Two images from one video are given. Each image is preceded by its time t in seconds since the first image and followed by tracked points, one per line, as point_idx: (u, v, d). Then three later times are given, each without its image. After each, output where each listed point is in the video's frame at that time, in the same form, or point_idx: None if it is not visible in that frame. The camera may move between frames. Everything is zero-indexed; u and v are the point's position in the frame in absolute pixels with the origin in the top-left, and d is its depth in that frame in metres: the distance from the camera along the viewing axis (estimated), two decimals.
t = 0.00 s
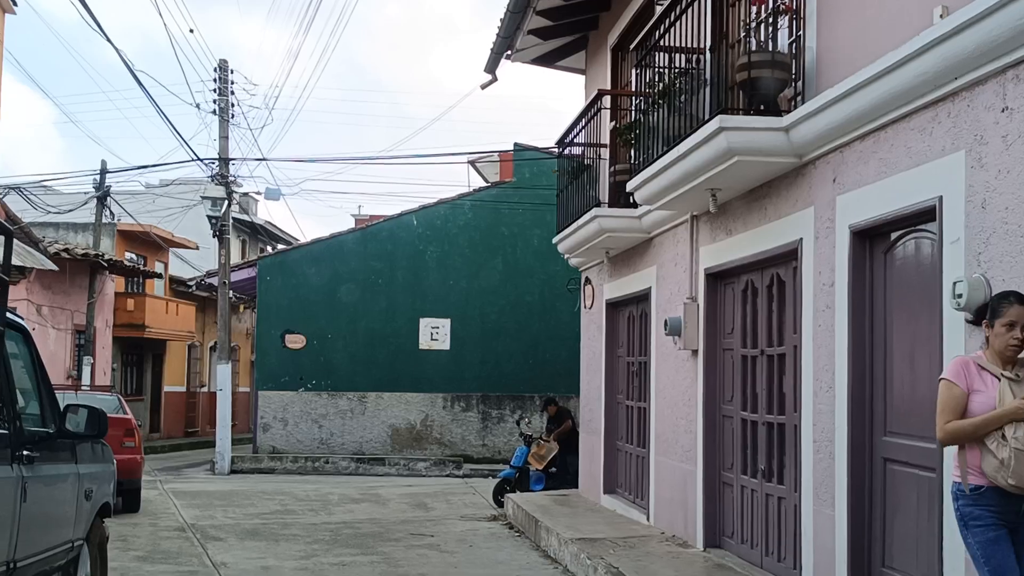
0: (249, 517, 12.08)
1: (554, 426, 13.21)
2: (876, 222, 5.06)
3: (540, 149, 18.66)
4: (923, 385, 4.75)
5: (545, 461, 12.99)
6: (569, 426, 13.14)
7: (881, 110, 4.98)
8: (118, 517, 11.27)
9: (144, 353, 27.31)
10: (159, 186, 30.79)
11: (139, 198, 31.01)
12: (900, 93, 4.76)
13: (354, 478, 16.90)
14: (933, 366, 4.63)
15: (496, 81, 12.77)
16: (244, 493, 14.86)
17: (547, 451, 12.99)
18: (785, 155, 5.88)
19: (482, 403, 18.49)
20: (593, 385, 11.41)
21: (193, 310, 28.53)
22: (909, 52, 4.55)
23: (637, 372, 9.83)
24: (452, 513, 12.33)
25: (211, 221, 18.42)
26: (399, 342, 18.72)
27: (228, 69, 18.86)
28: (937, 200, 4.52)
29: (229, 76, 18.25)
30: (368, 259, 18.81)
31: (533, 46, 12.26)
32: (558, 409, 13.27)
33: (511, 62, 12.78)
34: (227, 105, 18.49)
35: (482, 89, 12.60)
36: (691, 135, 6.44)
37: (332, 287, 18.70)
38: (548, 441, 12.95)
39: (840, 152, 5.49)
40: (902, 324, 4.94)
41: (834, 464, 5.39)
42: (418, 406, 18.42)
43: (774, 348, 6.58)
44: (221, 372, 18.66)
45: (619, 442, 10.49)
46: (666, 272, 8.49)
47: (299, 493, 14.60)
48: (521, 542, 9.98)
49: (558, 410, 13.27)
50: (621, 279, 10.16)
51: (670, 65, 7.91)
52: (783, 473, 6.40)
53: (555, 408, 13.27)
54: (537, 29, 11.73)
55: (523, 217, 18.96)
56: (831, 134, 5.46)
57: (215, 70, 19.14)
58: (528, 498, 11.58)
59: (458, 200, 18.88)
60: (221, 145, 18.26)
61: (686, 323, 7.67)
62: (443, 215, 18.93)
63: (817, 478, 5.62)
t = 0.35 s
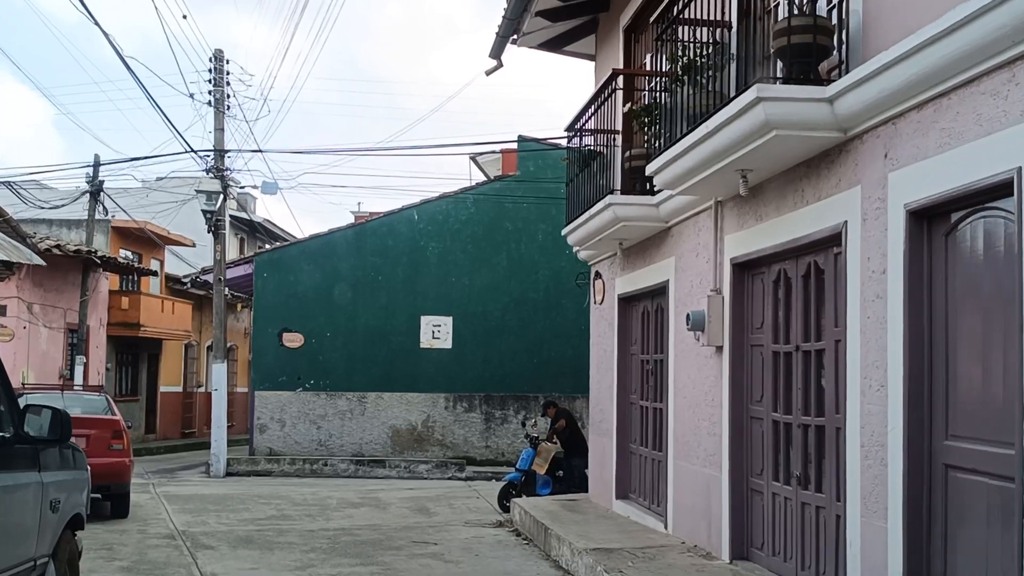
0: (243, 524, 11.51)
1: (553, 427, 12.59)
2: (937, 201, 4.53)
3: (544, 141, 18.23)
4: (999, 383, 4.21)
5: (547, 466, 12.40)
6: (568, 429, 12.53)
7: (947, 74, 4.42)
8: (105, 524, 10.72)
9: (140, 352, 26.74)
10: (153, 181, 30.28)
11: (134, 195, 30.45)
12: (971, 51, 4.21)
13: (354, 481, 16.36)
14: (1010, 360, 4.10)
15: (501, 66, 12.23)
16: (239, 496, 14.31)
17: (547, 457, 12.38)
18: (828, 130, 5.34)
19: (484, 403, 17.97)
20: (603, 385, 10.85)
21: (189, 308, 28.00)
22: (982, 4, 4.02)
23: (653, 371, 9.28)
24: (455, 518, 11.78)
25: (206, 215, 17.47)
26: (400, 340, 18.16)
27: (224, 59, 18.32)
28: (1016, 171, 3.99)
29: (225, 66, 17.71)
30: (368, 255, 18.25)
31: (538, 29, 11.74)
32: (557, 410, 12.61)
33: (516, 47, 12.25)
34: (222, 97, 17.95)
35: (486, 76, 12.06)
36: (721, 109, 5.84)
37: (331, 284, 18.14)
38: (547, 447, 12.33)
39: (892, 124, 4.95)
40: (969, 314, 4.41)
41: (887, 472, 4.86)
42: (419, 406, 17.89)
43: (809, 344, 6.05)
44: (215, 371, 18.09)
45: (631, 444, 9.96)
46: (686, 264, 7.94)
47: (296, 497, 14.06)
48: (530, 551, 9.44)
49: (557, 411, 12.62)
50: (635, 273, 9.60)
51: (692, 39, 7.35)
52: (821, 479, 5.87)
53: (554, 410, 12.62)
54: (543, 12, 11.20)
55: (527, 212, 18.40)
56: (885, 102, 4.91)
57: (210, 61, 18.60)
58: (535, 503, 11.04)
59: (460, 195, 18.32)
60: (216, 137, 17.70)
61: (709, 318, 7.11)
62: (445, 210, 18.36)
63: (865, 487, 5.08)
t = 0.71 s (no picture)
0: (234, 540, 10.93)
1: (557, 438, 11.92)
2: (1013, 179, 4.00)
3: (547, 140, 17.69)
4: None
5: (552, 480, 11.86)
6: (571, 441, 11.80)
7: (1016, 33, 3.92)
8: (87, 541, 10.14)
9: (133, 361, 26.16)
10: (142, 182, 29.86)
11: (129, 201, 29.93)
12: None
13: (351, 494, 15.77)
14: None
15: (504, 58, 11.70)
16: (231, 509, 13.72)
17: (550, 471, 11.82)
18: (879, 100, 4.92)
19: (486, 414, 17.38)
20: (612, 394, 10.26)
21: (184, 316, 27.44)
22: None
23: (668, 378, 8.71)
24: (456, 534, 11.20)
25: (200, 217, 17.07)
26: (399, 347, 17.59)
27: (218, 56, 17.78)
28: None
29: (219, 63, 17.17)
30: (367, 259, 17.68)
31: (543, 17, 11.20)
32: (560, 420, 11.93)
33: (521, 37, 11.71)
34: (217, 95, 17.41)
35: (489, 67, 11.53)
36: (759, 81, 5.41)
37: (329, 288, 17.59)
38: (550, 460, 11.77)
39: (957, 94, 4.41)
40: None
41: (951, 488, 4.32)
42: (419, 416, 17.32)
43: (853, 346, 5.51)
44: (208, 380, 17.51)
45: (644, 456, 9.38)
46: (707, 261, 7.41)
47: (291, 511, 13.47)
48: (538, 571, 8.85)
49: (560, 421, 11.93)
50: (649, 272, 9.06)
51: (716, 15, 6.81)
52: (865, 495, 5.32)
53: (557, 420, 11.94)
54: None
55: (530, 214, 17.85)
56: (940, 70, 4.46)
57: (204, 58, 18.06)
58: (542, 518, 10.46)
59: (462, 196, 17.74)
60: (209, 137, 17.15)
61: (736, 317, 6.58)
62: (446, 213, 17.79)
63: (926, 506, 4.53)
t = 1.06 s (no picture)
0: (229, 538, 10.35)
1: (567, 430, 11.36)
2: None
3: (554, 124, 16.98)
4: None
5: (564, 475, 11.29)
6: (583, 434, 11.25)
7: None
8: (73, 541, 9.57)
9: (129, 350, 25.57)
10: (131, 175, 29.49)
11: (124, 188, 29.31)
12: None
13: (352, 488, 15.18)
14: None
15: (513, 32, 11.09)
16: (227, 505, 13.13)
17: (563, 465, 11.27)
18: (952, 58, 4.31)
19: (492, 404, 16.78)
20: (627, 384, 9.64)
21: (181, 305, 26.85)
22: None
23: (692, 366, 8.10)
24: (463, 532, 10.61)
25: (193, 202, 16.27)
26: (401, 337, 16.99)
27: (214, 35, 17.16)
28: None
29: (214, 43, 16.54)
30: (367, 246, 17.08)
31: None
32: (569, 411, 11.36)
33: (530, 10, 11.10)
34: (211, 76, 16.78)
35: (496, 43, 10.91)
36: (811, 37, 4.81)
37: (328, 276, 16.98)
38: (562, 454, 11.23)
39: None
40: None
41: None
42: (422, 407, 16.73)
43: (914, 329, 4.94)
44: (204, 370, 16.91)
45: (664, 452, 8.80)
46: (739, 242, 6.78)
47: (289, 506, 12.90)
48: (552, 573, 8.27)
49: (570, 412, 11.37)
50: (668, 255, 8.44)
51: None
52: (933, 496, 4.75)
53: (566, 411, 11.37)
54: None
55: (536, 200, 17.12)
56: None
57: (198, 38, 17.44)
58: (554, 515, 9.88)
59: (466, 181, 17.05)
60: (205, 119, 16.54)
61: (774, 299, 6.01)
62: (449, 198, 17.12)
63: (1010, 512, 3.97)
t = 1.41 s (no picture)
0: (217, 546, 9.73)
1: (577, 431, 10.80)
2: None
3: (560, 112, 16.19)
4: None
5: (573, 478, 10.67)
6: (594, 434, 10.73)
7: None
8: (51, 549, 8.96)
9: (123, 349, 24.95)
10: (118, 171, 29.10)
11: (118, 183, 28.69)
12: None
13: (349, 492, 14.54)
14: None
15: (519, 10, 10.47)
16: (218, 510, 12.50)
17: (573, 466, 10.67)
18: None
19: (495, 404, 16.16)
20: (642, 382, 9.00)
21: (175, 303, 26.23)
22: None
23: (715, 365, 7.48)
24: (466, 540, 9.99)
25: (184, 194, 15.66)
26: (400, 334, 16.34)
27: (206, 21, 16.53)
28: None
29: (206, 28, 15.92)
30: (365, 240, 16.43)
31: None
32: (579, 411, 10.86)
33: None
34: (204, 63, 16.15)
35: (503, 20, 10.29)
36: None
37: (324, 271, 16.35)
38: (572, 454, 10.66)
39: None
40: None
41: None
42: (422, 407, 16.11)
43: (988, 318, 4.33)
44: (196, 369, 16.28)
45: (684, 455, 8.18)
46: (776, 225, 6.14)
47: (283, 511, 12.28)
48: None
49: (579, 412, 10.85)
50: (688, 243, 7.82)
51: None
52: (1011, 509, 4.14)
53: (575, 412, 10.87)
54: None
55: (541, 191, 16.37)
56: None
57: (191, 24, 16.81)
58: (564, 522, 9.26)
59: (468, 173, 16.38)
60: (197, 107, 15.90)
61: (817, 289, 5.40)
62: (451, 190, 16.45)
63: None
